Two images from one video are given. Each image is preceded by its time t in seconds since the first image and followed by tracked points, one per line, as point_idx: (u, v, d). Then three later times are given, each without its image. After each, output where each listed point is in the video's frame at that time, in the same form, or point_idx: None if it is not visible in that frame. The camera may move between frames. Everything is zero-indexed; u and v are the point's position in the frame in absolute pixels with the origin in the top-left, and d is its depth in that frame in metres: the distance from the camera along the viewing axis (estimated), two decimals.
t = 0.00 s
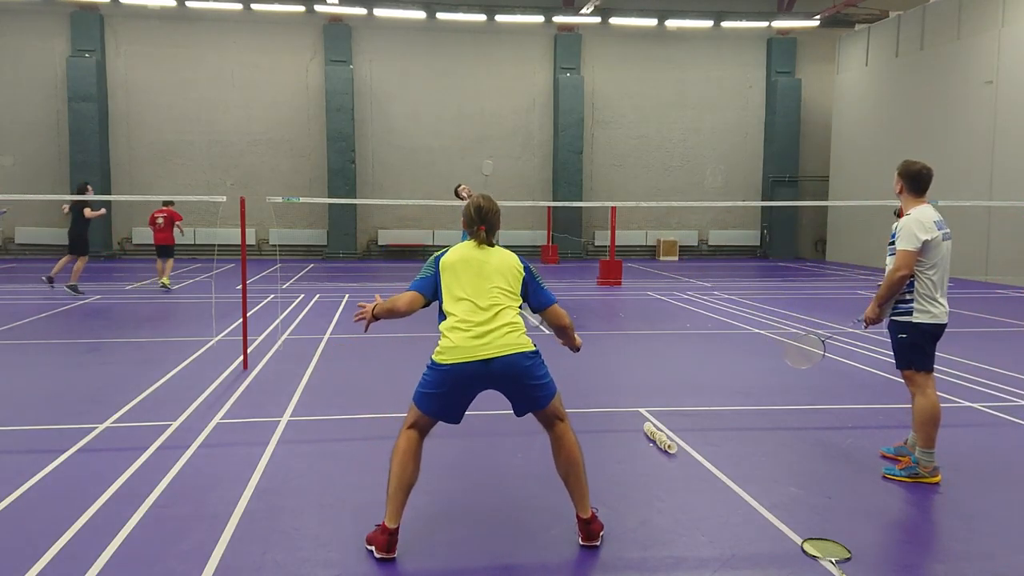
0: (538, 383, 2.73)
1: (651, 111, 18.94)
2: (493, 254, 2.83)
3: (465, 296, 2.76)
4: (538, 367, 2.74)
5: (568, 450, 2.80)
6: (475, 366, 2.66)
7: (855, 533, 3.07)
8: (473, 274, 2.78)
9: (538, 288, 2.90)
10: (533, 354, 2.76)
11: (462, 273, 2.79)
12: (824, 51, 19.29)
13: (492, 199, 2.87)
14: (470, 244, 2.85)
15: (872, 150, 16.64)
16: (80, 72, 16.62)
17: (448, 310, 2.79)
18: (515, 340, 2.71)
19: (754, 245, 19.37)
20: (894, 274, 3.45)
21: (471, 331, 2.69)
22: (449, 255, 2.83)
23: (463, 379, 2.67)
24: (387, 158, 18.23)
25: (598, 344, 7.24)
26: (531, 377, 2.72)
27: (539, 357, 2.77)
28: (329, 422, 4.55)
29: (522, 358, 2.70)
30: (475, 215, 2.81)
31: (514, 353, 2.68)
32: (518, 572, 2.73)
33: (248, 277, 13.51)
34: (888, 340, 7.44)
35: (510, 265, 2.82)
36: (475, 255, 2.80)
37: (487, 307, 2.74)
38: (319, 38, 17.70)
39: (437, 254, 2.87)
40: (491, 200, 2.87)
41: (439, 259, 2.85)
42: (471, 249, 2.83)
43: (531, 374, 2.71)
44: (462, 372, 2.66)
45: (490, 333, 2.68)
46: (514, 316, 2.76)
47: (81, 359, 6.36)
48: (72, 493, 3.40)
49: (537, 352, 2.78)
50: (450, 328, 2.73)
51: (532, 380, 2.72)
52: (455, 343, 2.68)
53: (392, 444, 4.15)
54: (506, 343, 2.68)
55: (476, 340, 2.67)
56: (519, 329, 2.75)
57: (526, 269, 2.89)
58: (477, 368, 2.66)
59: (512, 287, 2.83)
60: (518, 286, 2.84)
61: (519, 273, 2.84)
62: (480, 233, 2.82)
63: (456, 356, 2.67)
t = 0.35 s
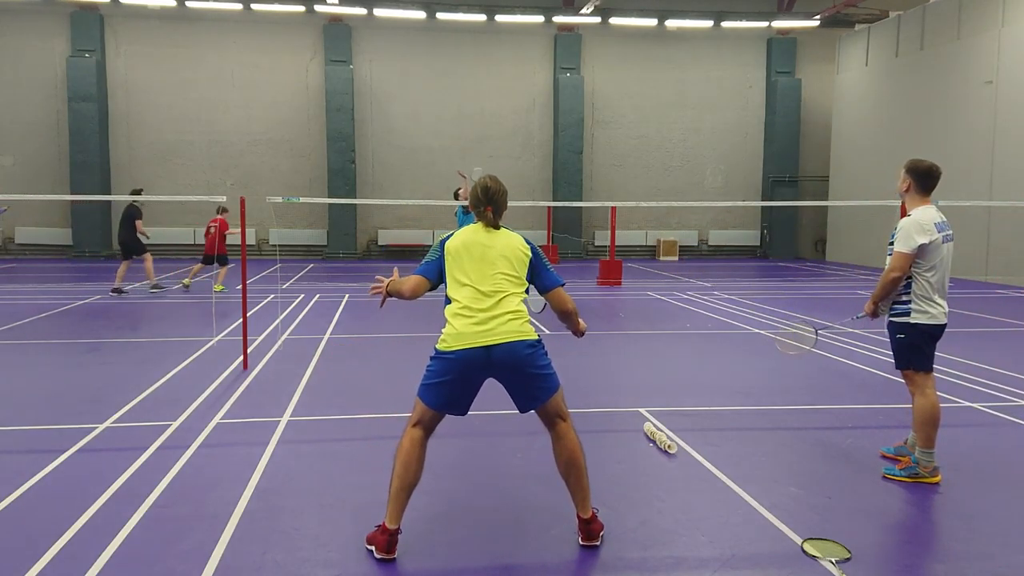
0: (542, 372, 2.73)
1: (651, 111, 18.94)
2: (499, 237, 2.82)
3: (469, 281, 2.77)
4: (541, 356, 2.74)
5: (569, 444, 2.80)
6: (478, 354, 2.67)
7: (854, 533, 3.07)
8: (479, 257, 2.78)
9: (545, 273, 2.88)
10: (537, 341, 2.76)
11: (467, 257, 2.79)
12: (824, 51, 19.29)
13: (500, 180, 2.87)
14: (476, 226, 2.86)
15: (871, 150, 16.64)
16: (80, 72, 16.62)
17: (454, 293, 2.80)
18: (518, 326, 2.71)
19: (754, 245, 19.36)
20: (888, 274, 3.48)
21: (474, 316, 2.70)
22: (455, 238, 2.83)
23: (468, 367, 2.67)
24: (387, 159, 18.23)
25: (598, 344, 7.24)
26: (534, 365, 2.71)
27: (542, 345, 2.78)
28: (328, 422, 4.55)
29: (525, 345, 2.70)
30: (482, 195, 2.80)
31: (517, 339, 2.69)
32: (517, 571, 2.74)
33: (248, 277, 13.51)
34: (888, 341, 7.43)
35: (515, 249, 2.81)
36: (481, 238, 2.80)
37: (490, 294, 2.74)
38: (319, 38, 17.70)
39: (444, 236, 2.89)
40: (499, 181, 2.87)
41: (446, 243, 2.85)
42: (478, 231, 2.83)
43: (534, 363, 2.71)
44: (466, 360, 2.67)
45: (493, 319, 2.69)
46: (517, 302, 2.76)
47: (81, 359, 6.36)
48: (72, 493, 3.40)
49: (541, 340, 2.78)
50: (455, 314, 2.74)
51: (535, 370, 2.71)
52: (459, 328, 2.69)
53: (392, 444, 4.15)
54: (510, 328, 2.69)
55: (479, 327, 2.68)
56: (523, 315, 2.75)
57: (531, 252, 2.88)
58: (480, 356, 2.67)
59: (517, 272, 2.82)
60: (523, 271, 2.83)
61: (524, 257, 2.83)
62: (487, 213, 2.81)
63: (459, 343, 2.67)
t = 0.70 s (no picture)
0: (538, 374, 2.74)
1: (651, 111, 18.94)
2: (492, 233, 2.79)
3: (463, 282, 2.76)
4: (537, 358, 2.75)
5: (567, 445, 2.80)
6: (474, 359, 2.67)
7: (854, 533, 3.07)
8: (472, 254, 2.75)
9: (537, 270, 2.88)
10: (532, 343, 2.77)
11: (461, 255, 2.76)
12: (824, 51, 19.30)
13: (494, 171, 2.82)
14: (469, 219, 2.82)
15: (871, 150, 16.64)
16: (80, 72, 16.62)
17: (448, 293, 2.79)
18: (514, 329, 2.72)
19: (754, 245, 19.37)
20: (892, 275, 3.47)
21: (471, 321, 2.69)
22: (448, 233, 2.79)
23: (465, 372, 2.68)
24: (387, 159, 18.23)
25: (598, 344, 7.24)
26: (530, 367, 2.72)
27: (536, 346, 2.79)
28: (328, 422, 4.55)
29: (521, 349, 2.71)
30: (477, 185, 2.76)
31: (513, 343, 2.70)
32: (517, 571, 2.74)
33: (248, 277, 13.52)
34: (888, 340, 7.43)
35: (509, 246, 2.79)
36: (474, 234, 2.77)
37: (485, 297, 2.73)
38: (319, 38, 17.70)
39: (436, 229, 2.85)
40: (493, 172, 2.82)
41: (439, 238, 2.81)
42: (471, 226, 2.79)
43: (530, 365, 2.72)
44: (462, 365, 2.67)
45: (490, 323, 2.69)
46: (512, 304, 2.76)
47: (81, 359, 6.36)
48: (71, 494, 3.40)
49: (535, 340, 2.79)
50: (451, 318, 2.73)
51: (532, 372, 2.73)
52: (456, 334, 2.68)
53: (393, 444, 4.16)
54: (507, 333, 2.70)
55: (475, 331, 2.67)
56: (517, 318, 2.75)
57: (524, 249, 2.85)
58: (477, 361, 2.68)
59: (510, 270, 2.80)
60: (516, 270, 2.81)
61: (518, 255, 2.81)
62: (482, 205, 2.77)
63: (456, 349, 2.67)
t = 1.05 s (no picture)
0: (557, 380, 2.79)
1: (651, 111, 18.94)
2: (511, 237, 2.78)
3: (483, 289, 2.74)
4: (555, 363, 2.80)
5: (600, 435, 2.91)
6: (496, 368, 2.69)
7: (855, 533, 3.07)
8: (492, 260, 2.73)
9: (551, 276, 2.89)
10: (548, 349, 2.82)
11: (479, 261, 2.73)
12: (824, 51, 19.30)
13: (506, 171, 2.83)
14: (485, 223, 2.79)
15: (872, 150, 16.63)
16: (80, 72, 16.62)
17: (467, 298, 2.75)
18: (533, 337, 2.75)
19: (754, 245, 19.36)
20: (899, 273, 3.46)
21: (493, 330, 2.70)
22: (467, 236, 2.73)
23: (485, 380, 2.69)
24: (387, 158, 18.23)
25: (598, 344, 7.24)
26: (549, 374, 2.77)
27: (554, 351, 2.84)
28: (328, 422, 4.55)
29: (540, 357, 2.75)
30: (490, 183, 2.78)
31: (534, 351, 2.74)
32: (517, 571, 2.73)
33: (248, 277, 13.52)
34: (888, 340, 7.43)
35: (526, 251, 2.79)
36: (493, 239, 2.74)
37: (506, 304, 2.74)
38: (319, 38, 17.70)
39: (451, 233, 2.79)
40: (505, 174, 2.82)
41: (457, 241, 2.74)
42: (487, 231, 2.76)
43: (550, 371, 2.77)
44: (483, 372, 2.69)
45: (511, 331, 2.71)
46: (530, 310, 2.79)
47: (82, 359, 6.36)
48: (72, 493, 3.40)
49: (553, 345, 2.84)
50: (471, 327, 2.72)
51: (551, 378, 2.77)
52: (478, 344, 2.68)
53: (393, 444, 4.16)
54: (528, 340, 2.73)
55: (498, 340, 2.69)
56: (537, 325, 2.78)
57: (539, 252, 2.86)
58: (499, 370, 2.70)
59: (528, 275, 2.81)
60: (532, 276, 2.83)
61: (535, 261, 2.82)
62: (496, 206, 2.78)
63: (478, 358, 2.68)
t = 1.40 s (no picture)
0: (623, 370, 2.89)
1: (651, 111, 18.94)
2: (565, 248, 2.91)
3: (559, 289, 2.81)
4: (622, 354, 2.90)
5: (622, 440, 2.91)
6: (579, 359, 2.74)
7: (854, 533, 3.08)
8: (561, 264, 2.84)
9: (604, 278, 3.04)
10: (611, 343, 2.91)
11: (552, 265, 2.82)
12: (824, 52, 19.30)
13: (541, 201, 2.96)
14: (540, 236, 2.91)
15: (872, 150, 16.62)
16: (80, 72, 16.62)
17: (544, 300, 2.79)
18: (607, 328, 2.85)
19: (754, 245, 19.35)
20: (895, 271, 3.47)
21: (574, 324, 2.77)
22: (534, 246, 2.83)
23: (569, 373, 2.73)
24: (387, 158, 18.22)
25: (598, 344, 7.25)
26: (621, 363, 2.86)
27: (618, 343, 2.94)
28: (328, 422, 4.55)
29: (613, 347, 2.82)
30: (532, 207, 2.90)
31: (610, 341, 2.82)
32: (517, 571, 2.73)
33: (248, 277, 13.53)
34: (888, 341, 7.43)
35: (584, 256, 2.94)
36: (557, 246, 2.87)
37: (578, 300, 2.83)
38: (319, 38, 17.70)
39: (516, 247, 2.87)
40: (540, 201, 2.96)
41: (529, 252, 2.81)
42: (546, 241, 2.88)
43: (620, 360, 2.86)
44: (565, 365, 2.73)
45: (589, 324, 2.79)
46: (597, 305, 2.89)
47: (81, 359, 6.36)
48: (72, 493, 3.40)
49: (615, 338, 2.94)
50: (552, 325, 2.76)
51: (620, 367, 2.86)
52: (561, 338, 2.73)
53: (393, 444, 4.16)
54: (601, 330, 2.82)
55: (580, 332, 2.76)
56: (604, 320, 2.87)
57: (590, 256, 3.00)
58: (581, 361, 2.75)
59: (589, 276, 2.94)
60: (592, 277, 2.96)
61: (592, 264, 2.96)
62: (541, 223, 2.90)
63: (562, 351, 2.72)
